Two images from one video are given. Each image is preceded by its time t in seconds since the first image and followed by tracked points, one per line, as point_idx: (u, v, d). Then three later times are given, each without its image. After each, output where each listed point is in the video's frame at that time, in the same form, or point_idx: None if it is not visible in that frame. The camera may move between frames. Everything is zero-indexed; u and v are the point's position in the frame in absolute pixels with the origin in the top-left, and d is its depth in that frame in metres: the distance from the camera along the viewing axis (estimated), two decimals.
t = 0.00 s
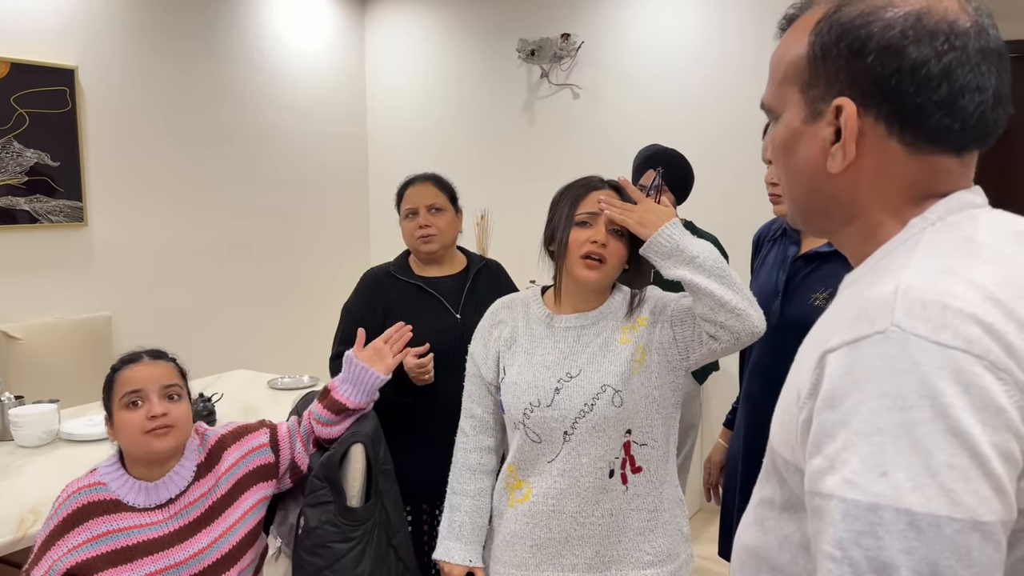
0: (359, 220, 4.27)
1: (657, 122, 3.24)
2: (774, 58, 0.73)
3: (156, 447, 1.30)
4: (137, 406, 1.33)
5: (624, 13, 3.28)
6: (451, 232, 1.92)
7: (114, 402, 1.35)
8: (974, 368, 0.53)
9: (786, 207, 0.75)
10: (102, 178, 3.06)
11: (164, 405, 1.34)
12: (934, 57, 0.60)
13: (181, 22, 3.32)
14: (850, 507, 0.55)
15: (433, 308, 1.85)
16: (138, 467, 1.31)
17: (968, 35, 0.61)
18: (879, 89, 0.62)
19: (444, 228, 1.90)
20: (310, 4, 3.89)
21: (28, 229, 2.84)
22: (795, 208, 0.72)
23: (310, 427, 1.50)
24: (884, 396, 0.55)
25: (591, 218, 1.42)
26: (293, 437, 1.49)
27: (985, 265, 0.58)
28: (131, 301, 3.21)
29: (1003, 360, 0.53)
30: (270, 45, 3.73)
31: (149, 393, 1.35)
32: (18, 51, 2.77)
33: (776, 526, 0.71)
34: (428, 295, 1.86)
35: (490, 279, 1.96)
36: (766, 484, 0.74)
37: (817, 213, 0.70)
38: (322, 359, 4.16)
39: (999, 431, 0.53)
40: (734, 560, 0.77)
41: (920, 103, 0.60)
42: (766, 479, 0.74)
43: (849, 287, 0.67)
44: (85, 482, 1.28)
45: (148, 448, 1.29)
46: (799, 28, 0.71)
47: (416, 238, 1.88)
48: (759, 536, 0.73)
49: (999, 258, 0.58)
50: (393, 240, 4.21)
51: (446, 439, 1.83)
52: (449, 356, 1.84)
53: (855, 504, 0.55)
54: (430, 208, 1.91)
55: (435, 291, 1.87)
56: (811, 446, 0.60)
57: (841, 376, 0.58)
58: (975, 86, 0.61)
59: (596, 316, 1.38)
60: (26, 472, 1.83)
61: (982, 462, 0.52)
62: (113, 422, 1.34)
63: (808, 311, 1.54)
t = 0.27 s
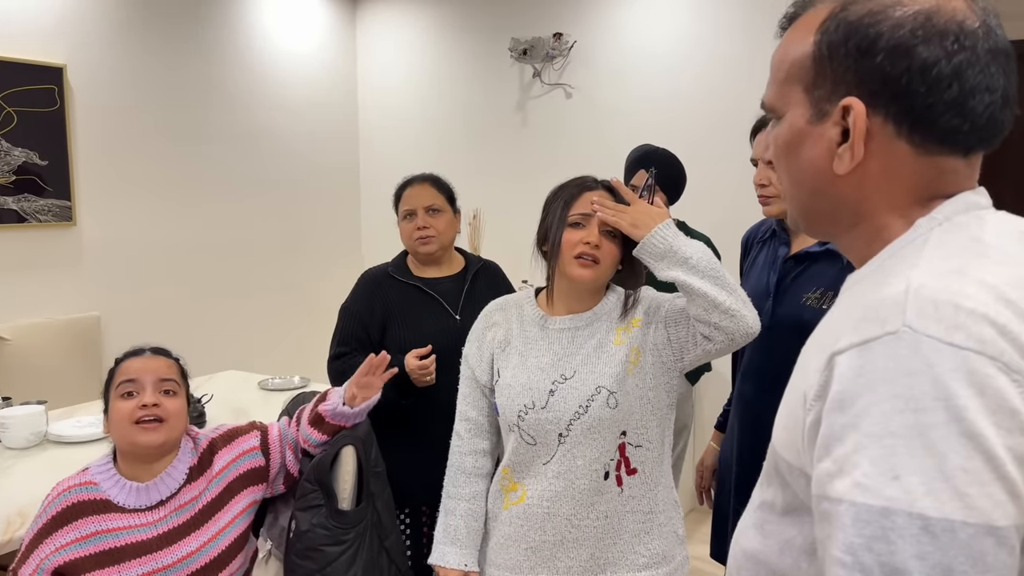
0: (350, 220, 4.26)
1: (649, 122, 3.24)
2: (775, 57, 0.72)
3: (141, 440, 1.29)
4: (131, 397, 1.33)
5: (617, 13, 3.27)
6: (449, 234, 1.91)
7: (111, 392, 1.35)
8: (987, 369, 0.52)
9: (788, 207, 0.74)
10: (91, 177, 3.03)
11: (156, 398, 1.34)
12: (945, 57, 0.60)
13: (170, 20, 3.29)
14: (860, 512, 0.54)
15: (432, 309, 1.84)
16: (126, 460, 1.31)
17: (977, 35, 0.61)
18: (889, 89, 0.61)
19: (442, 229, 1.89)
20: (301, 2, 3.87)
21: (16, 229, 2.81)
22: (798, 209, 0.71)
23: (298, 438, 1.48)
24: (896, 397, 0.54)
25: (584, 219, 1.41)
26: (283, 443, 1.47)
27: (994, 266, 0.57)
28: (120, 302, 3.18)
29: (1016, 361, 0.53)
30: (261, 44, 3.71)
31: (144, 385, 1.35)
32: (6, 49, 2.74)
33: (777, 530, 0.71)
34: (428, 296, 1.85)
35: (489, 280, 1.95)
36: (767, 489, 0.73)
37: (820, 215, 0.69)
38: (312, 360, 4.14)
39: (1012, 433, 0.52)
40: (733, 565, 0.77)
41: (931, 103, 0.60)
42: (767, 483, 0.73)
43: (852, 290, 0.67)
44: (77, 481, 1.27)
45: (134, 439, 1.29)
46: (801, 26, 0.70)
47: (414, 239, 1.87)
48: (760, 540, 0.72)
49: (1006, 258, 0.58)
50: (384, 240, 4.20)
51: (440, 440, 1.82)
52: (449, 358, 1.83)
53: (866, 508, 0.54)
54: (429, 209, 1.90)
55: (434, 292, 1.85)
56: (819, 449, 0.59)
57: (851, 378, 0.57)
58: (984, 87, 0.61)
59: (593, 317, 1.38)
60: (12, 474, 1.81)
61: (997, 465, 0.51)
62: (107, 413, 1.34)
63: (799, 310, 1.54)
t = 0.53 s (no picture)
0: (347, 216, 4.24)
1: (648, 120, 3.23)
2: (786, 52, 0.70)
3: (139, 434, 1.28)
4: (130, 392, 1.33)
5: (616, 10, 3.26)
6: (453, 232, 1.90)
7: (110, 386, 1.35)
8: (1016, 371, 0.52)
9: (797, 205, 0.73)
10: (87, 173, 3.02)
11: (156, 393, 1.33)
12: (975, 53, 0.59)
13: (167, 15, 3.28)
14: (882, 514, 0.53)
15: (438, 307, 1.84)
16: (124, 454, 1.30)
17: (1002, 31, 0.60)
18: (918, 85, 0.60)
19: (444, 228, 1.88)
20: None
21: (12, 224, 2.80)
22: (811, 208, 0.70)
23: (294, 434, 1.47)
24: (921, 399, 0.53)
25: (583, 217, 1.40)
26: (280, 440, 1.46)
27: (1018, 264, 0.57)
28: (117, 298, 3.17)
29: None
30: (259, 39, 3.69)
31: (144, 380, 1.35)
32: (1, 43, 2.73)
33: (787, 533, 0.70)
34: (435, 294, 1.85)
35: (495, 278, 1.95)
36: (775, 490, 0.73)
37: (836, 214, 0.68)
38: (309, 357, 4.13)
39: None
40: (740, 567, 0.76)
41: (960, 99, 0.60)
42: (776, 485, 0.73)
43: (868, 289, 0.66)
44: (75, 475, 1.26)
45: (132, 434, 1.28)
46: (813, 21, 0.68)
47: (416, 238, 1.87)
48: (770, 543, 0.72)
49: None
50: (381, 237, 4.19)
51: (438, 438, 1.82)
52: (454, 356, 1.82)
53: (888, 511, 0.53)
54: (431, 208, 1.89)
55: (440, 290, 1.85)
56: (839, 450, 0.58)
57: (874, 378, 0.56)
58: (1010, 83, 0.61)
59: (593, 315, 1.37)
60: (6, 470, 1.80)
61: None
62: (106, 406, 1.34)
63: (797, 308, 1.53)
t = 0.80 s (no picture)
0: (354, 208, 4.23)
1: (658, 113, 3.21)
2: (815, 41, 0.68)
3: (150, 428, 1.28)
4: (142, 385, 1.32)
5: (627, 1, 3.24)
6: (466, 228, 1.87)
7: (123, 379, 1.35)
8: None
9: (825, 200, 0.71)
10: (95, 163, 3.01)
11: (168, 387, 1.33)
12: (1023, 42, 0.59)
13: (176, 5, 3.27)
14: (938, 519, 0.52)
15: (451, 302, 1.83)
16: (134, 448, 1.30)
17: None
18: (970, 71, 0.59)
19: (458, 225, 1.85)
20: None
21: (21, 214, 2.80)
22: (844, 201, 0.68)
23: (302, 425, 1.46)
24: (980, 399, 0.52)
25: (595, 211, 1.38)
26: (289, 432, 1.45)
27: None
28: (125, 289, 3.17)
29: None
30: (267, 30, 3.68)
31: (157, 373, 1.34)
32: (10, 32, 2.72)
33: (816, 537, 0.69)
34: (449, 288, 1.84)
35: (509, 275, 1.93)
36: (800, 493, 0.71)
37: (870, 206, 0.67)
38: (315, 349, 4.12)
39: None
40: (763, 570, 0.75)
41: (1011, 87, 0.60)
42: (801, 487, 0.71)
43: (907, 286, 0.64)
44: (83, 466, 1.26)
45: (142, 427, 1.28)
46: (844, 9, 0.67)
47: (429, 234, 1.86)
48: (798, 547, 0.70)
49: None
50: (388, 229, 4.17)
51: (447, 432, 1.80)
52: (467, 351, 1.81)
53: (944, 516, 0.52)
54: (444, 205, 1.87)
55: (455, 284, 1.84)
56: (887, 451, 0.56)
57: (928, 377, 0.55)
58: None
59: (605, 307, 1.36)
60: (14, 460, 1.79)
61: None
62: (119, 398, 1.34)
63: (807, 303, 1.52)
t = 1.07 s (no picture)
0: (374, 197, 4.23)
1: (680, 102, 3.18)
2: (857, 29, 0.67)
3: (176, 410, 1.28)
4: (165, 369, 1.33)
5: None
6: (485, 218, 1.86)
7: (145, 364, 1.35)
8: None
9: (868, 191, 0.70)
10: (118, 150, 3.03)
11: (191, 371, 1.33)
12: None
13: None
14: (1007, 513, 0.51)
15: (472, 291, 1.82)
16: (160, 431, 1.30)
17: None
18: None
19: (477, 215, 1.84)
20: None
21: (45, 200, 2.82)
22: (889, 190, 0.67)
23: (327, 409, 1.47)
24: None
25: (619, 200, 1.37)
26: (313, 416, 1.46)
27: None
28: (148, 275, 3.19)
29: None
30: (288, 18, 3.68)
31: (179, 358, 1.35)
32: (34, 19, 2.74)
33: (860, 536, 0.68)
34: (469, 278, 1.83)
35: (529, 263, 1.92)
36: (840, 490, 0.70)
37: (919, 196, 0.66)
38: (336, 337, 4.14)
39: None
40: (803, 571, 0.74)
41: None
42: (842, 485, 0.70)
43: (959, 280, 0.63)
44: (108, 451, 1.27)
45: (170, 410, 1.28)
46: None
47: (448, 224, 1.84)
48: (841, 547, 0.69)
49: None
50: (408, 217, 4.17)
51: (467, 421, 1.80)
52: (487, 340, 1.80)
53: (1013, 509, 0.51)
54: (463, 195, 1.85)
55: (475, 273, 1.83)
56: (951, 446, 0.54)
57: (993, 367, 0.53)
58: None
59: (629, 298, 1.35)
60: (40, 444, 1.81)
61: None
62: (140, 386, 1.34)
63: (828, 293, 1.51)
